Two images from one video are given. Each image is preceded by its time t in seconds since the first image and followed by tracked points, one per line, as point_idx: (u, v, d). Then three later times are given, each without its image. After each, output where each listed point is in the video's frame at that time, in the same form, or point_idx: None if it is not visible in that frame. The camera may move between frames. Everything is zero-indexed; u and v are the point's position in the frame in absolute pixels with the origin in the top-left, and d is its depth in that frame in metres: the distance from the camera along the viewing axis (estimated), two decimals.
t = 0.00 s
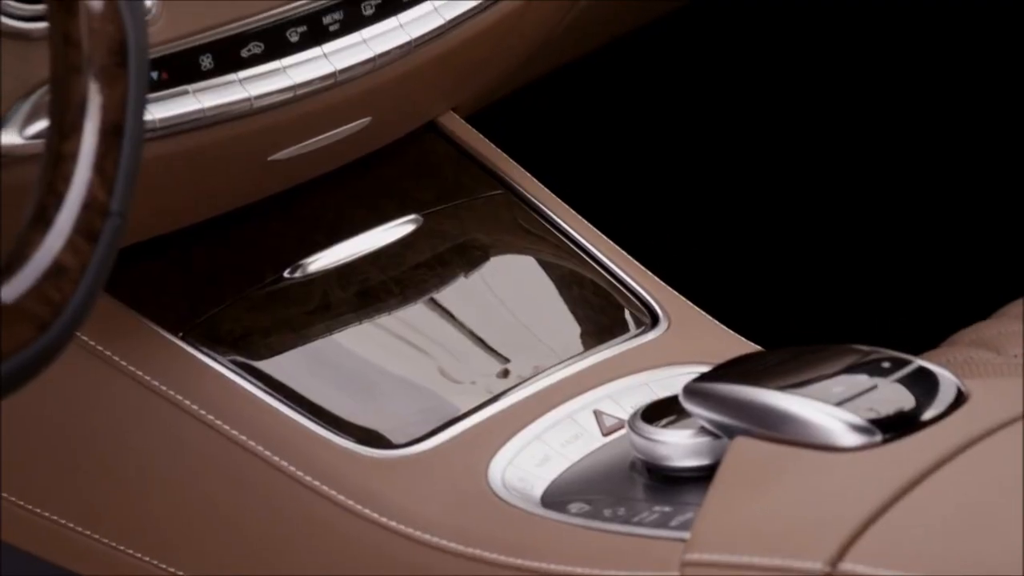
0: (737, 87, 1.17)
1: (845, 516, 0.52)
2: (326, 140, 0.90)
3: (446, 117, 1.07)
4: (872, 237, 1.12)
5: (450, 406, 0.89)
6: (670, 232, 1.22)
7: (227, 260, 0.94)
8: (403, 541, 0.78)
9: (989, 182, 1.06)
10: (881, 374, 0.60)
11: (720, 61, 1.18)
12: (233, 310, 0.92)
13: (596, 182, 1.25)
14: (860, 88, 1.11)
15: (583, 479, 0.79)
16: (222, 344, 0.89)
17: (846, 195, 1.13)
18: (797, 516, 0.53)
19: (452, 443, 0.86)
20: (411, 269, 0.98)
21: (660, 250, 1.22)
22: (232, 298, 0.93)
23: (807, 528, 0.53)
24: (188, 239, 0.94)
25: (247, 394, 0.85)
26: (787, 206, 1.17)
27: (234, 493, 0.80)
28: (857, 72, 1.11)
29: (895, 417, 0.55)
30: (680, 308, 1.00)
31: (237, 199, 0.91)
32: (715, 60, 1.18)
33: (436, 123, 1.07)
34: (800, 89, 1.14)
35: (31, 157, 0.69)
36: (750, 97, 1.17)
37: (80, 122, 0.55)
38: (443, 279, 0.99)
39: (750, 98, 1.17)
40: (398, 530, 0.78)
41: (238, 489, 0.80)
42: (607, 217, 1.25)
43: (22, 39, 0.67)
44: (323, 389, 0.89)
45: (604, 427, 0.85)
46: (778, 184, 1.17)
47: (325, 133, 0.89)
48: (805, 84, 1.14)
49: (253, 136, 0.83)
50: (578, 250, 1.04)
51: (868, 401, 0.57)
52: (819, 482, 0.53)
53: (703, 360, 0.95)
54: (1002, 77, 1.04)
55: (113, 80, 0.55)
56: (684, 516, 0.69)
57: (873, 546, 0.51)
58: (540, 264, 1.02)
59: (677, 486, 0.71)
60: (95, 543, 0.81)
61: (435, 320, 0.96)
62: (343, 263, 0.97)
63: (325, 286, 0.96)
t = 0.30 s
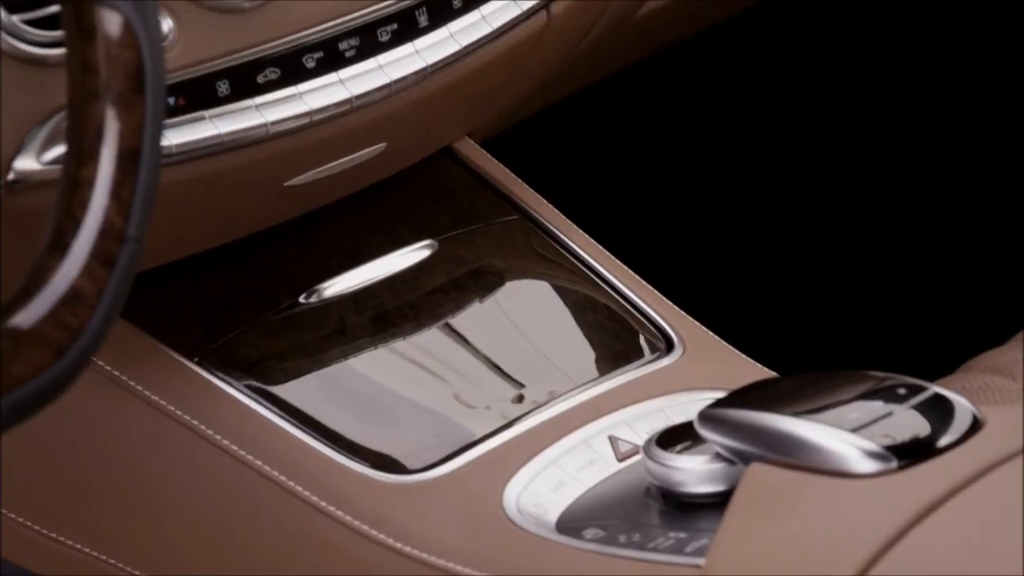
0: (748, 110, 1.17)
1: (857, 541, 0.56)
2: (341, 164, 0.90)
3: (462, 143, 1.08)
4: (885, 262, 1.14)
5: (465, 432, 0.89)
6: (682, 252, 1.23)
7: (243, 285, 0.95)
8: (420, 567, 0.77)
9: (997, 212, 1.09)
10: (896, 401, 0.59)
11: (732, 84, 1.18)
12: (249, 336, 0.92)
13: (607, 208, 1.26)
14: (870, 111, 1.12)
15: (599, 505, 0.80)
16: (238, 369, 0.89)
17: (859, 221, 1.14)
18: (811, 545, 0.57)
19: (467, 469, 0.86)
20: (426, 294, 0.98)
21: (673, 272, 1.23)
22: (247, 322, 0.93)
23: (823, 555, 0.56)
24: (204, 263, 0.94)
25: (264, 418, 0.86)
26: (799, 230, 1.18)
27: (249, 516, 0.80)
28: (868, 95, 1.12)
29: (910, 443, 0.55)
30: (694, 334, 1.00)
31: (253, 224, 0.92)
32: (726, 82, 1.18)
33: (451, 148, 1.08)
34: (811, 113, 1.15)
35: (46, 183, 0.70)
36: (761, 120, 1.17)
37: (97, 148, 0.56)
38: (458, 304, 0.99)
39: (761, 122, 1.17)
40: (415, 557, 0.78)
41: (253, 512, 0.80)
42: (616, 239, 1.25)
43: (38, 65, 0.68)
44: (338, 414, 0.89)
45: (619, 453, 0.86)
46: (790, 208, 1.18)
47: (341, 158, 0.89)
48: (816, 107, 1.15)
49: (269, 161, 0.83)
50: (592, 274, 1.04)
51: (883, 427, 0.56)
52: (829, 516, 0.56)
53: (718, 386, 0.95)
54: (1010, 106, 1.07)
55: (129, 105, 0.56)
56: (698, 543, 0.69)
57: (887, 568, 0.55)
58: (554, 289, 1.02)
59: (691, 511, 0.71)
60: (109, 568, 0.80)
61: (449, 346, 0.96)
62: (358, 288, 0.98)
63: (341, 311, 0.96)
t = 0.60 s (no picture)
0: (761, 158, 1.32)
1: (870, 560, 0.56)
2: (357, 188, 0.90)
3: (475, 166, 1.09)
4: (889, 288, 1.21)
5: (479, 455, 0.89)
6: (697, 278, 1.31)
7: (258, 307, 0.95)
8: None
9: (999, 239, 1.16)
10: (910, 425, 0.59)
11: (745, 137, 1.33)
12: (263, 359, 0.92)
13: (626, 237, 1.34)
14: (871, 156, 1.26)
15: (613, 529, 0.80)
16: (253, 392, 0.89)
17: (863, 253, 1.24)
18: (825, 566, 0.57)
19: (481, 491, 0.86)
20: (440, 317, 0.98)
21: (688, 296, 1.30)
22: (261, 345, 0.93)
23: None
24: (218, 286, 0.94)
25: (278, 441, 0.85)
26: (807, 262, 1.27)
27: (263, 540, 0.81)
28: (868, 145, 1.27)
29: (924, 466, 0.55)
30: (708, 358, 1.00)
31: (267, 247, 0.92)
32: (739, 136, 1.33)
33: (465, 171, 1.09)
34: (817, 160, 1.29)
35: (61, 206, 0.70)
36: (773, 166, 1.31)
37: (112, 172, 0.57)
38: (472, 326, 0.98)
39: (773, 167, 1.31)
40: None
41: (267, 535, 0.81)
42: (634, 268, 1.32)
43: (54, 89, 0.68)
44: (350, 437, 0.89)
45: (633, 476, 0.86)
46: (799, 241, 1.28)
47: (355, 180, 0.90)
48: (821, 156, 1.29)
49: (283, 183, 0.83)
50: (605, 297, 1.04)
51: (897, 451, 0.57)
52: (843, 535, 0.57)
53: (732, 409, 0.95)
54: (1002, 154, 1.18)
55: (145, 129, 0.58)
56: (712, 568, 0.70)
57: None
58: (568, 312, 1.02)
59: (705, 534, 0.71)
60: None
61: (463, 369, 0.95)
62: (372, 311, 0.98)
63: (354, 333, 0.96)
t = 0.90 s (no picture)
0: (766, 203, 1.42)
1: None
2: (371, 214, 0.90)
3: (489, 191, 1.09)
4: (890, 315, 1.29)
5: (492, 480, 0.89)
6: (707, 305, 1.34)
7: (273, 332, 0.95)
8: None
9: (988, 295, 1.29)
10: (925, 452, 0.59)
11: (752, 185, 1.43)
12: (277, 384, 0.93)
13: (639, 262, 1.37)
14: (864, 209, 1.40)
15: (625, 555, 0.79)
16: (266, 417, 0.89)
17: (869, 293, 1.32)
18: None
19: (494, 517, 0.86)
20: (454, 342, 0.98)
21: (698, 321, 1.32)
22: (274, 370, 0.93)
23: None
24: (231, 311, 0.95)
25: (292, 466, 0.85)
26: (813, 291, 1.33)
27: (276, 565, 0.81)
28: (861, 199, 1.40)
29: (938, 493, 0.56)
30: (722, 385, 1.00)
31: (281, 272, 0.92)
32: (746, 184, 1.43)
33: (479, 198, 1.09)
34: (817, 207, 1.41)
35: (77, 231, 0.71)
36: (777, 210, 1.41)
37: (128, 197, 0.57)
38: (485, 351, 0.98)
39: (778, 212, 1.41)
40: None
41: (280, 561, 0.81)
42: (647, 293, 1.36)
43: (69, 114, 0.69)
44: (364, 462, 0.88)
45: (646, 502, 0.86)
46: (805, 273, 1.35)
47: (370, 206, 0.90)
48: (821, 204, 1.41)
49: (297, 209, 0.84)
50: (619, 322, 1.05)
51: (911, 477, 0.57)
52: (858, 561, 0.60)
53: (746, 436, 0.95)
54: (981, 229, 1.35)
55: (161, 155, 0.58)
56: None
57: None
58: (581, 337, 1.02)
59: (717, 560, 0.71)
60: None
61: (476, 394, 0.95)
62: (385, 337, 0.98)
63: (368, 359, 0.96)
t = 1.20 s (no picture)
0: (774, 238, 1.42)
1: None
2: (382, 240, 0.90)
3: (500, 217, 1.09)
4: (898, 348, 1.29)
5: (502, 506, 0.89)
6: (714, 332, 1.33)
7: (284, 357, 0.96)
8: None
9: (993, 319, 1.29)
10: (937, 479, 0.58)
11: (759, 219, 1.44)
12: (288, 409, 0.92)
13: (648, 288, 1.38)
14: (874, 251, 1.39)
15: None
16: (278, 443, 0.89)
17: (876, 317, 1.32)
18: None
19: (507, 544, 0.86)
20: (465, 368, 0.98)
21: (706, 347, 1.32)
22: (286, 396, 0.93)
23: None
24: (243, 336, 0.95)
25: (303, 492, 0.85)
26: (823, 319, 1.33)
27: None
28: (870, 240, 1.40)
29: (949, 521, 0.56)
30: (734, 412, 0.99)
31: (293, 298, 0.92)
32: (754, 217, 1.44)
33: (490, 224, 1.09)
34: (826, 244, 1.40)
35: (89, 256, 0.71)
36: (785, 246, 1.41)
37: (140, 223, 0.58)
38: (497, 377, 0.98)
39: (786, 247, 1.41)
40: None
41: None
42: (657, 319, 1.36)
43: (81, 141, 0.70)
44: (374, 490, 0.88)
45: (658, 528, 0.87)
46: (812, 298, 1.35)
47: (381, 232, 0.90)
48: (829, 242, 1.40)
49: (310, 234, 0.84)
50: (631, 348, 1.04)
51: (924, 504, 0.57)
52: None
53: (757, 464, 0.95)
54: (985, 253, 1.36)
55: (173, 184, 0.58)
56: None
57: None
58: (592, 363, 1.02)
59: None
60: None
61: (488, 421, 0.95)
62: (397, 362, 0.98)
63: (380, 385, 0.96)
